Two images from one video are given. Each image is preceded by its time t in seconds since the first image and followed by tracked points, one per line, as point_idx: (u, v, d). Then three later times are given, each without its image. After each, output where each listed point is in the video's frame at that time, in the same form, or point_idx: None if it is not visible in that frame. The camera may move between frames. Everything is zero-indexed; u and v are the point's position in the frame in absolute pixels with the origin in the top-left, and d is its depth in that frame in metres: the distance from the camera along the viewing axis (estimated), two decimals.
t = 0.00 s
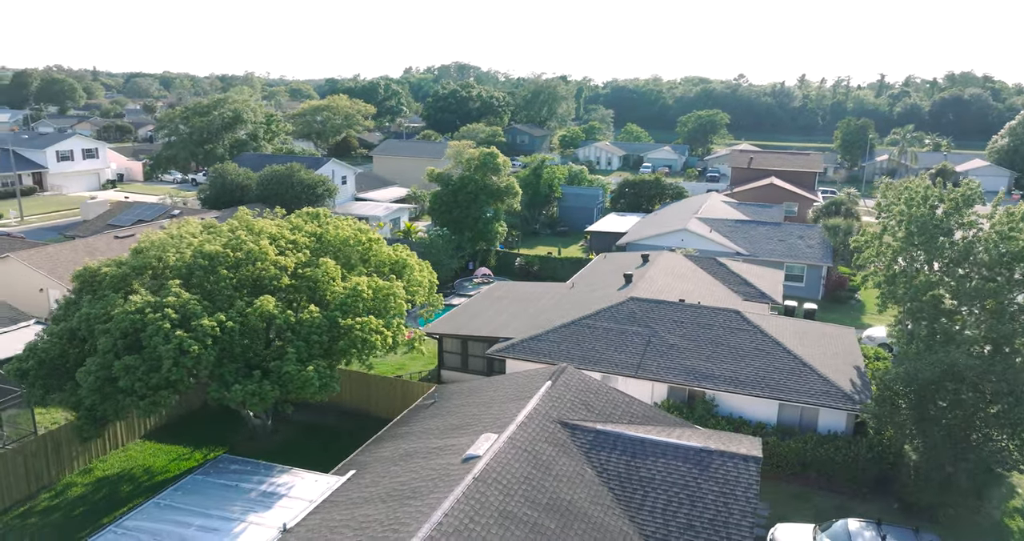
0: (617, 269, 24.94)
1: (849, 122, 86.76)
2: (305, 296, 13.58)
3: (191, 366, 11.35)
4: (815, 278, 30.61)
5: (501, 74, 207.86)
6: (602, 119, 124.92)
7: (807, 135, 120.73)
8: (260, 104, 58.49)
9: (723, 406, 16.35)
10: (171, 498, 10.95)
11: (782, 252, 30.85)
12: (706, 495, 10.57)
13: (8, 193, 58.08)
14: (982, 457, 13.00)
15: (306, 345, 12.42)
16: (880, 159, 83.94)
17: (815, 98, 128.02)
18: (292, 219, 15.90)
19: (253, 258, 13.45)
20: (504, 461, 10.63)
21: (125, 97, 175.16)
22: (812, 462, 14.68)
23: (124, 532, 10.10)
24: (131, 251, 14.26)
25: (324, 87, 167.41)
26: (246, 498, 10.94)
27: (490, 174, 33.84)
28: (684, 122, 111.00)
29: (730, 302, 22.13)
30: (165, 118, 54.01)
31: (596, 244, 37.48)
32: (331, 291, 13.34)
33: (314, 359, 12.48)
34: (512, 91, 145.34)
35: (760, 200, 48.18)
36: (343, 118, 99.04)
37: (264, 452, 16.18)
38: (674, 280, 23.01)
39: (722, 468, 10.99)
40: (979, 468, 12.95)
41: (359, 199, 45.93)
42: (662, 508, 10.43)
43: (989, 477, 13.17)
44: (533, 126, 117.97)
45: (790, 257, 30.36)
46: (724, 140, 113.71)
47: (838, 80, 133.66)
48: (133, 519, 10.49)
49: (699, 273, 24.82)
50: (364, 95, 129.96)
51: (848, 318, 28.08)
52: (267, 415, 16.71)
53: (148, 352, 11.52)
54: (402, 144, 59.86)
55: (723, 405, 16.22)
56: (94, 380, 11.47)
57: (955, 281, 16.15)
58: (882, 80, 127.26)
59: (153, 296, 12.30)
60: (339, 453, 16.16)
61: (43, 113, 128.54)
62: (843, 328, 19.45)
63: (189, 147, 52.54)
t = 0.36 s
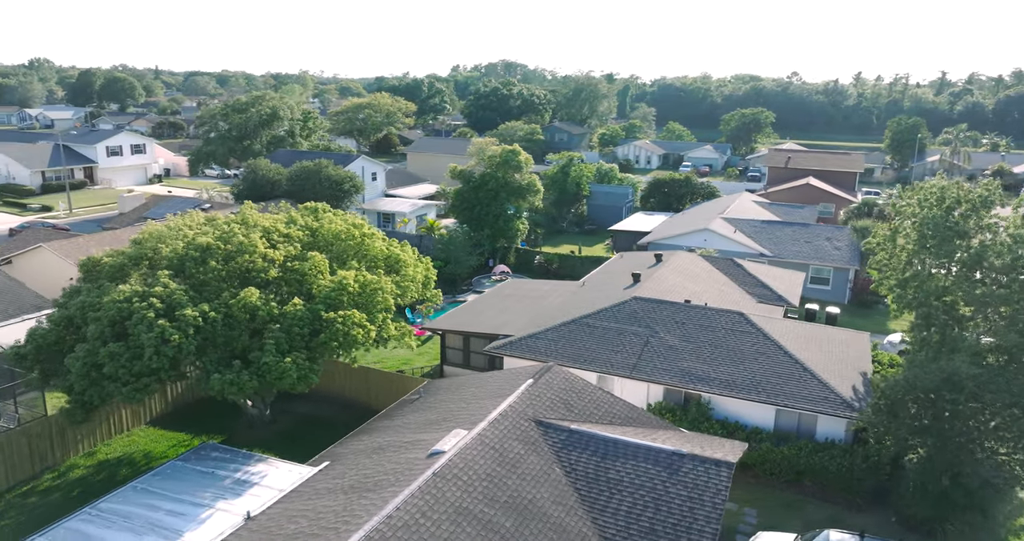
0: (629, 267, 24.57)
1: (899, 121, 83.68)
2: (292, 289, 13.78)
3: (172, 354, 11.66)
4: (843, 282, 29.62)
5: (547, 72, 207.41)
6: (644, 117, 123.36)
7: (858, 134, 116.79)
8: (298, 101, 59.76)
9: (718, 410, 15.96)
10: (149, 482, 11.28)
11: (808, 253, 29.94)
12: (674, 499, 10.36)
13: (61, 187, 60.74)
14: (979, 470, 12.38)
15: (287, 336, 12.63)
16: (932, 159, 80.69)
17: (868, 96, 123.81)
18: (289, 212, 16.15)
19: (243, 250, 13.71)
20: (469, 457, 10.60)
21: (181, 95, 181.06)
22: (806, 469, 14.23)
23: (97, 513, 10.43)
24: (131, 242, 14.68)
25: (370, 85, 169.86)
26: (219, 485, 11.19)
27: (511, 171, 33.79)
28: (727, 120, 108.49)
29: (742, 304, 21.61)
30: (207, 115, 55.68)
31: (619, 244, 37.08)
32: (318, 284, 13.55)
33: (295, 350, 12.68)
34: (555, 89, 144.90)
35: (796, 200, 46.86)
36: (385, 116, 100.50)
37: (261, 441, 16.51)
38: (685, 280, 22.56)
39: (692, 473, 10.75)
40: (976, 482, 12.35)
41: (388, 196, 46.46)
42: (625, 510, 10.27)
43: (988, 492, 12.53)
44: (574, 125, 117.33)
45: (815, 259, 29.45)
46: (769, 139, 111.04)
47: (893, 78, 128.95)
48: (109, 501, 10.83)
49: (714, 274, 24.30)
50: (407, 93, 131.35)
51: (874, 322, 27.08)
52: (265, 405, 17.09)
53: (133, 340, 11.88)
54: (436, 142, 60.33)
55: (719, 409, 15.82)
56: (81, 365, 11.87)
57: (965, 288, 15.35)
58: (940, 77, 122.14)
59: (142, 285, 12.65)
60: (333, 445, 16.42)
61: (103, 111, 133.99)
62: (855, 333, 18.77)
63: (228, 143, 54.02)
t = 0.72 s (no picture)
0: (640, 269, 24.22)
1: (950, 123, 80.35)
2: (280, 285, 14.01)
3: (155, 346, 11.98)
4: (869, 288, 28.57)
5: (591, 73, 206.25)
6: (684, 118, 121.54)
7: (909, 136, 112.55)
8: (333, 102, 60.88)
9: (712, 416, 15.59)
10: (128, 470, 11.60)
11: (832, 258, 28.99)
12: (636, 504, 10.17)
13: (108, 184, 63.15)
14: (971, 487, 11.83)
15: (269, 331, 12.85)
16: (985, 163, 77.23)
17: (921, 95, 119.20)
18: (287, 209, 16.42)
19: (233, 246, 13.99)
20: (432, 455, 10.62)
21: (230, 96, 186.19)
22: (797, 480, 13.79)
23: (75, 497, 10.78)
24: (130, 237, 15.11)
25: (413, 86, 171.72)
26: (194, 475, 11.44)
27: (530, 171, 33.73)
28: (769, 122, 105.39)
29: (751, 309, 21.08)
30: (245, 115, 57.19)
31: (641, 246, 36.60)
32: (303, 281, 13.73)
33: (277, 344, 12.90)
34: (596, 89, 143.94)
35: (830, 203, 45.43)
36: (422, 116, 101.51)
37: (257, 433, 16.81)
38: (694, 283, 22.10)
39: (658, 479, 10.54)
40: (968, 498, 11.79)
41: (415, 195, 46.91)
42: (585, 514, 10.12)
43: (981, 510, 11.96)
44: (612, 125, 116.44)
45: (840, 265, 28.50)
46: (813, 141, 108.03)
47: (948, 78, 123.86)
48: (88, 487, 11.16)
49: (727, 277, 23.77)
50: (447, 94, 132.37)
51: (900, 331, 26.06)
52: (263, 398, 17.38)
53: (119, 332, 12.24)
54: (468, 143, 60.68)
55: (712, 414, 15.44)
56: (70, 354, 12.31)
57: (972, 295, 14.47)
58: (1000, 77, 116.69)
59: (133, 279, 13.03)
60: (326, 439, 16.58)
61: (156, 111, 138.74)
62: (865, 340, 18.08)
63: (264, 143, 55.31)
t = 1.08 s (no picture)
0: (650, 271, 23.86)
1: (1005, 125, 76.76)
2: (270, 281, 14.25)
3: (141, 338, 12.33)
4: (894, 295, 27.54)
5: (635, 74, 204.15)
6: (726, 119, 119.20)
7: (964, 137, 107.97)
8: (368, 103, 61.83)
9: (704, 422, 15.25)
10: (112, 458, 11.94)
11: (856, 263, 28.03)
12: (598, 509, 10.03)
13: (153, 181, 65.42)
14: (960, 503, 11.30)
15: (254, 324, 13.12)
16: None
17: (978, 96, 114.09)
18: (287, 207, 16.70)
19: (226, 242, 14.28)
20: (397, 452, 10.66)
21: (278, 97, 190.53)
22: (785, 490, 13.39)
23: (56, 482, 11.13)
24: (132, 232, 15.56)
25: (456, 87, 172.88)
26: (172, 464, 11.74)
27: (549, 171, 33.59)
28: (812, 123, 102.56)
29: (759, 315, 20.56)
30: (282, 116, 58.55)
31: (662, 248, 36.08)
32: (291, 277, 13.93)
33: (262, 339, 13.13)
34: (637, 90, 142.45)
35: (866, 207, 43.95)
36: (460, 116, 102.38)
37: (255, 426, 17.15)
38: (703, 287, 21.69)
39: (622, 484, 10.37)
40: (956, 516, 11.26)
41: (442, 195, 47.24)
42: (545, 517, 10.02)
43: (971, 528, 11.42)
44: (651, 127, 115.07)
45: (864, 270, 27.55)
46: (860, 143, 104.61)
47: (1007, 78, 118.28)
48: (72, 473, 11.51)
49: (739, 282, 23.24)
50: (487, 95, 132.82)
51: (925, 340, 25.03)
52: (263, 392, 17.72)
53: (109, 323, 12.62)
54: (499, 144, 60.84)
55: (703, 420, 15.10)
56: (63, 343, 12.76)
57: (974, 305, 13.78)
58: None
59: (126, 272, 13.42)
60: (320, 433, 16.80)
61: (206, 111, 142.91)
62: (876, 348, 17.38)
63: (298, 142, 56.50)
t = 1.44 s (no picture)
0: (661, 272, 23.49)
1: None
2: (262, 276, 14.51)
3: (131, 329, 12.71)
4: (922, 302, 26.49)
5: (681, 74, 201.34)
6: (769, 120, 116.43)
7: None
8: (401, 103, 62.49)
9: (695, 427, 14.91)
10: (100, 446, 12.34)
11: (882, 268, 27.04)
12: (559, 511, 9.92)
13: (194, 179, 67.39)
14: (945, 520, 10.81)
15: (242, 319, 13.38)
16: None
17: None
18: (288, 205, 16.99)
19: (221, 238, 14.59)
20: (364, 448, 10.74)
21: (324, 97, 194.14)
22: (771, 500, 13.04)
23: (44, 467, 11.55)
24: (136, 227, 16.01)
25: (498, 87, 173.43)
26: (155, 453, 12.07)
27: (569, 171, 33.38)
28: (859, 125, 99.24)
29: (769, 320, 20.04)
30: (316, 116, 59.63)
31: (685, 251, 35.49)
32: (282, 272, 14.17)
33: (249, 333, 13.39)
34: (681, 91, 140.44)
35: (904, 211, 42.35)
36: (497, 117, 102.61)
37: (255, 418, 17.51)
38: (712, 290, 21.22)
39: (587, 487, 10.23)
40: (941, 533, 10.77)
41: (469, 195, 47.49)
42: (505, 518, 9.96)
43: None
44: (691, 128, 113.37)
45: (890, 276, 26.56)
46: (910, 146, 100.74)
47: None
48: (60, 458, 11.91)
49: (753, 286, 22.68)
50: (527, 96, 132.72)
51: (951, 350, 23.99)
52: (264, 385, 18.05)
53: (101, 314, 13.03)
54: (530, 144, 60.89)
55: (694, 425, 14.80)
56: (60, 332, 13.22)
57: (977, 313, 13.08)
58: None
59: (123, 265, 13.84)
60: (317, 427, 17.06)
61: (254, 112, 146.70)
62: (885, 357, 16.68)
63: (331, 142, 57.46)
